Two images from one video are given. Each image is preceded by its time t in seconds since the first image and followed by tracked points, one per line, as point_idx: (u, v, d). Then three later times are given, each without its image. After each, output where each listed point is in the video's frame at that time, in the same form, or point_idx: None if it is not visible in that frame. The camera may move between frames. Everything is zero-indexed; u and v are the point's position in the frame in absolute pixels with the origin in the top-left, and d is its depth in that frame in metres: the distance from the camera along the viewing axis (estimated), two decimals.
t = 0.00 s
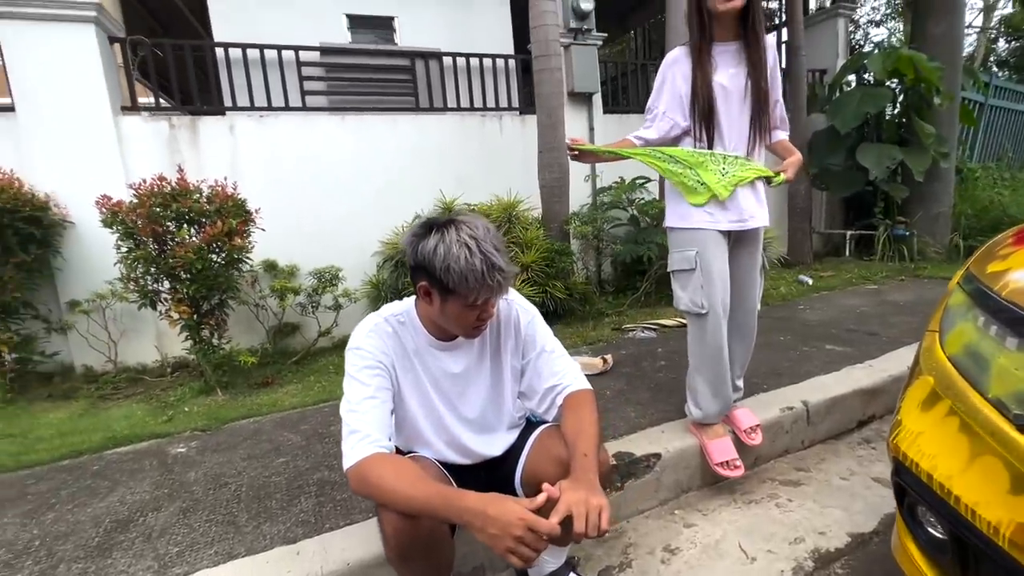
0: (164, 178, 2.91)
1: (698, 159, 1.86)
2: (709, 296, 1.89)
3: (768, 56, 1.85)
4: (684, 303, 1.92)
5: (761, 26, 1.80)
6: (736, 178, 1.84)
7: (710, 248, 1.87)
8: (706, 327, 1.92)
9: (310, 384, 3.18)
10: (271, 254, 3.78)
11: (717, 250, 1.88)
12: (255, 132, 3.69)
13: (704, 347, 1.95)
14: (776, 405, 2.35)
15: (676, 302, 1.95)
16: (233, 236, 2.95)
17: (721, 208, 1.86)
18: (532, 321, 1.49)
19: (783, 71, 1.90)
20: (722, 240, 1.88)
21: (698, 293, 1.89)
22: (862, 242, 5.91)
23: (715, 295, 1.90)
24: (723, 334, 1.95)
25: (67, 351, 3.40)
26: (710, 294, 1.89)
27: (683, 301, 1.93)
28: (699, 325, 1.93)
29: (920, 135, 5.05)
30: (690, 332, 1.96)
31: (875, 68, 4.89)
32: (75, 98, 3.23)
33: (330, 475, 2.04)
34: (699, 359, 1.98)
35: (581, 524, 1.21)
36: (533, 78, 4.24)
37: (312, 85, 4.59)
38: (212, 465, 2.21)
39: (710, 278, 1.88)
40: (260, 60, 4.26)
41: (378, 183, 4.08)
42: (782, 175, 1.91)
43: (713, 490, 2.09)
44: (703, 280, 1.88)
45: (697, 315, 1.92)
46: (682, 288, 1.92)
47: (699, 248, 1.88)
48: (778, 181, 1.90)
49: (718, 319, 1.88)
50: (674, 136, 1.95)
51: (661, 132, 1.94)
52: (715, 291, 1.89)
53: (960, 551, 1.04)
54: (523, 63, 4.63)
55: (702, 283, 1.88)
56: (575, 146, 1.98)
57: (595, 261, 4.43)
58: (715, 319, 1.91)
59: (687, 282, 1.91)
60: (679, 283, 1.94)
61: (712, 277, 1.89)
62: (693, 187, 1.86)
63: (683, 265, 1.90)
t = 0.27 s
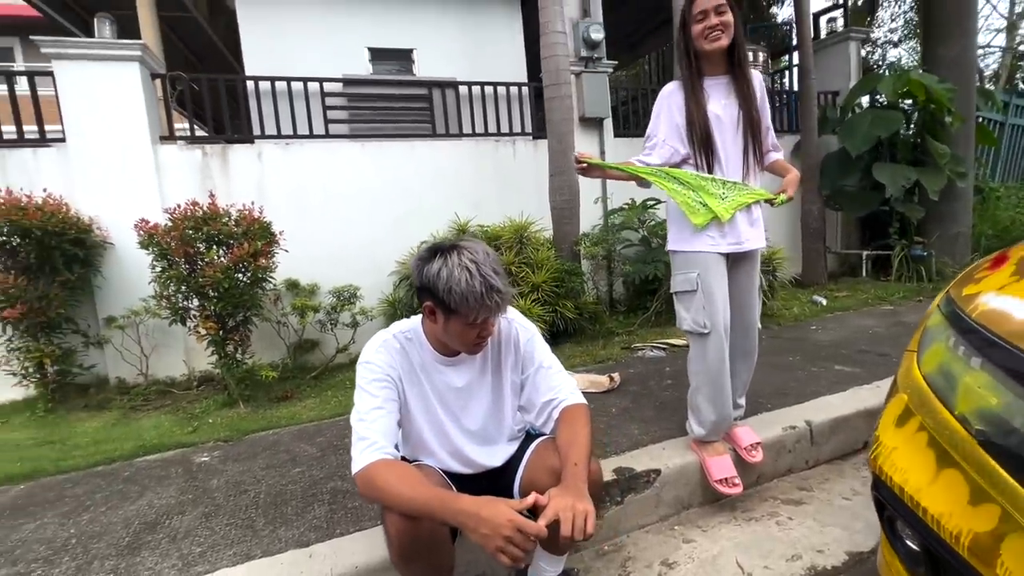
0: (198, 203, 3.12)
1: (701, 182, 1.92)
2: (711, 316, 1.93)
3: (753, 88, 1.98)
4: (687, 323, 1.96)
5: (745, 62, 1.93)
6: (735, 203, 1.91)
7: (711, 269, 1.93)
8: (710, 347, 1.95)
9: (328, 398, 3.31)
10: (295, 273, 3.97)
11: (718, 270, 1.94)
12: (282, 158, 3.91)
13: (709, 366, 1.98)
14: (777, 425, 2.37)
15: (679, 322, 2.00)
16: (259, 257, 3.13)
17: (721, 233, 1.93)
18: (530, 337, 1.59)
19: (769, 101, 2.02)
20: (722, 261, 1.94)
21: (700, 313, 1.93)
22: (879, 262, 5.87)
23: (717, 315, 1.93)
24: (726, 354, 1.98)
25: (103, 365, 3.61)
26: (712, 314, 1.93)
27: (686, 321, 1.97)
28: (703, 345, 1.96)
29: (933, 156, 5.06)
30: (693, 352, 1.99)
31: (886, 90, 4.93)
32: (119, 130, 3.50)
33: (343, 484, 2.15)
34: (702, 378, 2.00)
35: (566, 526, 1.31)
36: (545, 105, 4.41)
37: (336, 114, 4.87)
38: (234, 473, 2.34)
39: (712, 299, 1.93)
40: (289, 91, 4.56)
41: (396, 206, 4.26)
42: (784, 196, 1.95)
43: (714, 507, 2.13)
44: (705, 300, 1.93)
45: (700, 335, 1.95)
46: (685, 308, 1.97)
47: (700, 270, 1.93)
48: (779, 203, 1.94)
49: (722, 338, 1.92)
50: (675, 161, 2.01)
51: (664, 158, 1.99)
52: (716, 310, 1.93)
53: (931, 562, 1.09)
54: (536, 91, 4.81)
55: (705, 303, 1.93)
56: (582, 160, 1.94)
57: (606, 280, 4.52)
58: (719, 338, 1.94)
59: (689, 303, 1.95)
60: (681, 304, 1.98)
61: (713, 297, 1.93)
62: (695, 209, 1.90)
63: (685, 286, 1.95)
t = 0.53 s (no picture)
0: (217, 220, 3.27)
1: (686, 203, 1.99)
2: (710, 334, 1.97)
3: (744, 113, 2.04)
4: (688, 341, 2.01)
5: (734, 87, 2.00)
6: (722, 222, 1.95)
7: (709, 288, 1.98)
8: (711, 365, 1.99)
9: (337, 409, 3.40)
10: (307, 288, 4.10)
11: (716, 290, 1.98)
12: (297, 177, 4.07)
13: (709, 384, 2.01)
14: (777, 441, 2.38)
15: (681, 340, 2.05)
16: (273, 272, 3.26)
17: (712, 251, 1.97)
18: (525, 353, 1.65)
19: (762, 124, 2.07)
20: (718, 280, 1.99)
21: (700, 331, 1.98)
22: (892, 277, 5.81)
23: (716, 333, 1.97)
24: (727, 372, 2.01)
25: (124, 374, 3.75)
26: (712, 332, 1.97)
27: (687, 340, 2.02)
28: (702, 363, 2.00)
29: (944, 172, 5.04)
30: (694, 370, 2.03)
31: (894, 105, 4.95)
32: (145, 151, 3.69)
33: (348, 493, 2.21)
34: (701, 395, 2.03)
35: (551, 533, 1.37)
36: (552, 124, 4.51)
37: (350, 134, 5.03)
38: (244, 480, 2.43)
39: (711, 317, 1.97)
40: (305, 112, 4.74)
41: (406, 222, 4.38)
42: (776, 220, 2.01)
43: (711, 522, 2.14)
44: (704, 319, 1.97)
45: (701, 353, 2.00)
46: (686, 327, 2.02)
47: (698, 289, 1.98)
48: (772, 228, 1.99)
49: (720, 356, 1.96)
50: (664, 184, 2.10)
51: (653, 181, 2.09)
52: (716, 328, 1.97)
53: None
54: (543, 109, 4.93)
55: (704, 321, 1.97)
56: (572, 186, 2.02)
57: (612, 295, 4.59)
58: (718, 356, 1.98)
59: (690, 321, 2.01)
60: (682, 323, 2.03)
61: (711, 315, 1.98)
62: (682, 229, 1.97)
63: (684, 306, 2.01)
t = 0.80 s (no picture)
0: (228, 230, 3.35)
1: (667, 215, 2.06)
2: (702, 343, 1.99)
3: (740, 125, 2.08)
4: (679, 349, 2.02)
5: (729, 100, 2.05)
6: (701, 234, 1.97)
7: (700, 298, 1.99)
8: (701, 373, 2.01)
9: (343, 415, 3.45)
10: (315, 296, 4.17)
11: (707, 299, 2.00)
12: (306, 187, 4.15)
13: (701, 392, 2.03)
14: (778, 450, 2.37)
15: (671, 347, 2.06)
16: (282, 280, 3.33)
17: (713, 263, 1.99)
18: (522, 361, 1.68)
19: (758, 136, 2.09)
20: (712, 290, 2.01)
21: (692, 340, 2.00)
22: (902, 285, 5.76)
23: (707, 342, 1.99)
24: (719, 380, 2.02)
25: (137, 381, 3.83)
26: (703, 341, 1.99)
27: (678, 348, 2.03)
28: (693, 371, 2.02)
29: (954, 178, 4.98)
30: (686, 378, 2.05)
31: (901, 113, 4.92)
32: (160, 163, 3.79)
33: (351, 499, 2.25)
34: (694, 403, 2.04)
35: (544, 540, 1.39)
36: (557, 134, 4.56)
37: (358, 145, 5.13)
38: (250, 486, 2.48)
39: (703, 326, 1.99)
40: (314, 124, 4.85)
41: (413, 231, 4.45)
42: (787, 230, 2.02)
43: (711, 531, 2.14)
44: (696, 328, 1.99)
45: (692, 361, 2.01)
46: (677, 335, 2.03)
47: (690, 298, 2.00)
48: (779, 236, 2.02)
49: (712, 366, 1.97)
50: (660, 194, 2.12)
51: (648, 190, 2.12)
52: (707, 337, 1.99)
53: None
54: (548, 120, 4.98)
55: (695, 330, 1.99)
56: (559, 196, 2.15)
57: (617, 304, 4.56)
58: (710, 365, 2.00)
59: (681, 330, 2.02)
60: (674, 331, 2.05)
61: (705, 324, 1.99)
62: (662, 242, 2.04)
63: (676, 314, 2.02)
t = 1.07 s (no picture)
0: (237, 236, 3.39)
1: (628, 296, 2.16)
2: (713, 347, 1.98)
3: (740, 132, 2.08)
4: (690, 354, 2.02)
5: (729, 107, 2.05)
6: (656, 321, 2.05)
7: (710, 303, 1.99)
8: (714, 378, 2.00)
9: (349, 419, 3.47)
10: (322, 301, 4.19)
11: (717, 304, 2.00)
12: (313, 193, 4.19)
13: (713, 397, 2.02)
14: (785, 457, 2.35)
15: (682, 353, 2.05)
16: (289, 285, 3.36)
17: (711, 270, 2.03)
18: (525, 367, 1.68)
19: (758, 144, 2.09)
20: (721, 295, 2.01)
21: (702, 345, 1.99)
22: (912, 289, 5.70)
23: (719, 346, 1.98)
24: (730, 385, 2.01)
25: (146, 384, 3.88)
26: (715, 345, 1.98)
27: (689, 353, 2.03)
28: (704, 376, 2.01)
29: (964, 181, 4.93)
30: (697, 383, 2.04)
31: (909, 117, 4.88)
32: (170, 169, 3.85)
33: (356, 503, 2.26)
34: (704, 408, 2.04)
35: (546, 546, 1.40)
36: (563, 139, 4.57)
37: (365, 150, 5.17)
38: (257, 489, 2.49)
39: (713, 331, 1.98)
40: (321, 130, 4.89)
41: (419, 236, 4.47)
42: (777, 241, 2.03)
43: (717, 538, 2.13)
44: (705, 332, 1.99)
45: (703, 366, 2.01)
46: (687, 340, 2.03)
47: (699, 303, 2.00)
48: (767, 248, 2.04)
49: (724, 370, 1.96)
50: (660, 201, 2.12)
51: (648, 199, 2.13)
52: (719, 341, 1.98)
53: None
54: (554, 125, 4.99)
55: (705, 335, 1.99)
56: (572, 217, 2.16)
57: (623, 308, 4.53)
58: (722, 369, 1.98)
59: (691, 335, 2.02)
60: (684, 336, 2.05)
61: (715, 329, 1.99)
62: (622, 318, 2.18)
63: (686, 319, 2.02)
